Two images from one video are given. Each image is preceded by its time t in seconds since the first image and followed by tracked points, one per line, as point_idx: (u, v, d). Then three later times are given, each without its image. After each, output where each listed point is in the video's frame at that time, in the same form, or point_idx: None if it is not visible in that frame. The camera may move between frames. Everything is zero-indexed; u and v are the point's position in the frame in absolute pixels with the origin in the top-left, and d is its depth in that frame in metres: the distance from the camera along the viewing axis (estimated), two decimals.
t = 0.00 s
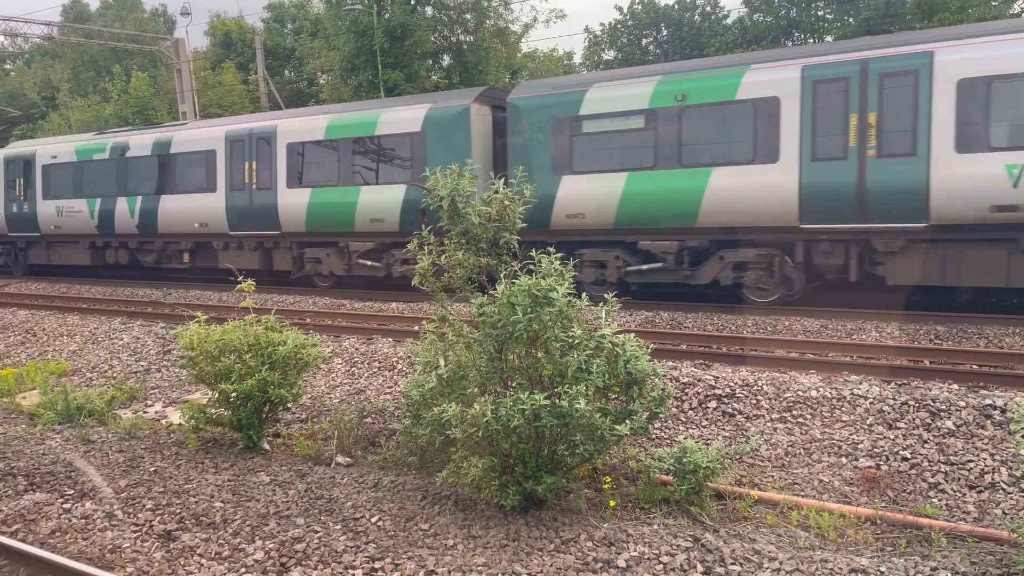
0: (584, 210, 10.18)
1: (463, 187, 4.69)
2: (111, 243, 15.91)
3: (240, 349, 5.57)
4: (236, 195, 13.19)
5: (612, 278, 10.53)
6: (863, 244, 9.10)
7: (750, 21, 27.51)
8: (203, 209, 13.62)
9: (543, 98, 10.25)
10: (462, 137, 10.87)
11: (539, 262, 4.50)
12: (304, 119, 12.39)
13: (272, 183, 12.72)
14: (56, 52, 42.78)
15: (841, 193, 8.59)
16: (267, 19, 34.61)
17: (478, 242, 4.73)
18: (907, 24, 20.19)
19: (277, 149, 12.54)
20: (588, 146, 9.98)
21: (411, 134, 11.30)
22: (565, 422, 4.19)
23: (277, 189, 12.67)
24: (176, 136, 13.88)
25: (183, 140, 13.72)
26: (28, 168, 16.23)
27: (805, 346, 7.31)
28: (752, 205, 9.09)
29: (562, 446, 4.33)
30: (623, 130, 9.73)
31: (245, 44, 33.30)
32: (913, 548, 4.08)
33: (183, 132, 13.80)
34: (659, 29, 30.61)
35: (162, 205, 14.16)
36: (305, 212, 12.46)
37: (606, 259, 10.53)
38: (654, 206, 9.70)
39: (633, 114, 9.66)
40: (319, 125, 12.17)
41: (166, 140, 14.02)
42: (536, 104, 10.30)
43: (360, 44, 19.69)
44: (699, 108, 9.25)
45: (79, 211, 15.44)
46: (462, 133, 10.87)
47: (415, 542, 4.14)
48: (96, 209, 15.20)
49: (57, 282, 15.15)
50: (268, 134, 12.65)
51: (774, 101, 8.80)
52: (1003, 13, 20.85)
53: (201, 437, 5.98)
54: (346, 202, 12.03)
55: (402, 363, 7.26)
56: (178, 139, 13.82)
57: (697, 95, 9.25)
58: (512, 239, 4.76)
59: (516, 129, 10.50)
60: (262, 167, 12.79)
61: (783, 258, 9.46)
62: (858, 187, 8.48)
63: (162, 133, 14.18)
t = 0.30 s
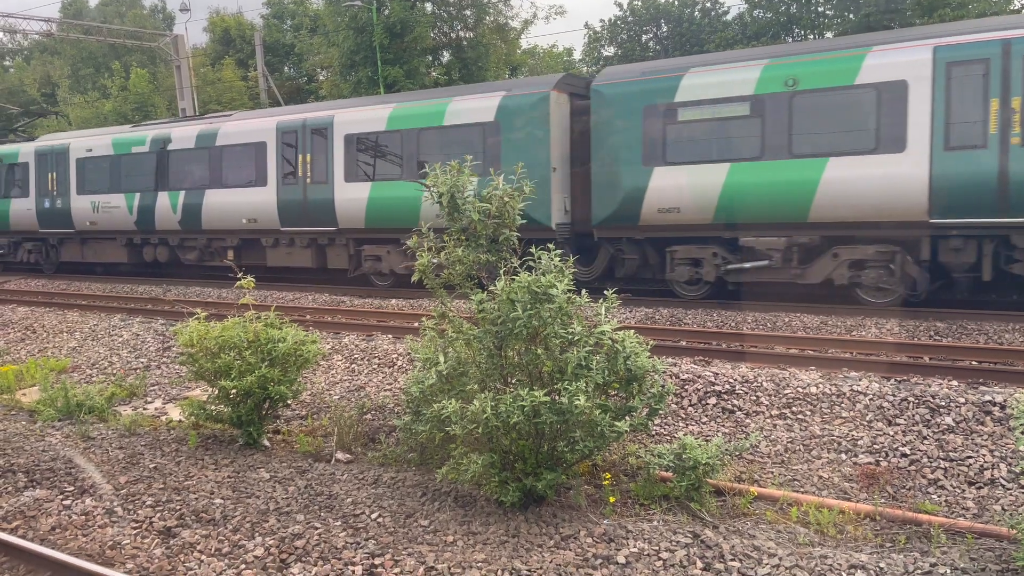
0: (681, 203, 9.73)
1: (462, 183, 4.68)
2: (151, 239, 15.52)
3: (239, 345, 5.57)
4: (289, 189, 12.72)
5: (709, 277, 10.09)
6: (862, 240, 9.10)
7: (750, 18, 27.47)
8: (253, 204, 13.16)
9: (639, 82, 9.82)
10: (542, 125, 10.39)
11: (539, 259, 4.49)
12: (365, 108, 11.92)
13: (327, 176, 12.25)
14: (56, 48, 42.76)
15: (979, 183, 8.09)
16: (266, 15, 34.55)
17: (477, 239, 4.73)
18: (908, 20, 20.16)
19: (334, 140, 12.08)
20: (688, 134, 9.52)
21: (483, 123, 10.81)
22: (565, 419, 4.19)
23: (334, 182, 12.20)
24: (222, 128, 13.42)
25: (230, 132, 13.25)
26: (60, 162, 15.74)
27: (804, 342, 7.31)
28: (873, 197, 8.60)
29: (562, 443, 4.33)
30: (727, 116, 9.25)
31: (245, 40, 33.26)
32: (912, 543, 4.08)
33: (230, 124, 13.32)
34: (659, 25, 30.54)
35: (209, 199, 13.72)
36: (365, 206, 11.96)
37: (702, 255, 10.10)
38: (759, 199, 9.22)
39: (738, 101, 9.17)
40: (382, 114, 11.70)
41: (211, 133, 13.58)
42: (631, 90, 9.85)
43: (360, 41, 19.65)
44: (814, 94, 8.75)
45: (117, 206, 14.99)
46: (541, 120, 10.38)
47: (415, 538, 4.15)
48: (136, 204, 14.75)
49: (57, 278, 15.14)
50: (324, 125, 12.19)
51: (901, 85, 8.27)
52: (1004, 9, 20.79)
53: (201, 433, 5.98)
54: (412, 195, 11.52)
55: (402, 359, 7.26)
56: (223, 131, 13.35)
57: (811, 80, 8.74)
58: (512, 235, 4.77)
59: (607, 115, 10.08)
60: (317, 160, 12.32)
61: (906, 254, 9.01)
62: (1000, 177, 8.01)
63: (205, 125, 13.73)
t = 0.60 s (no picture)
0: (784, 197, 9.27)
1: (461, 180, 4.68)
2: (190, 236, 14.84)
3: (238, 343, 5.58)
4: (345, 184, 12.19)
5: (816, 275, 9.53)
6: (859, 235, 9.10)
7: (749, 14, 27.44)
8: (305, 199, 12.60)
9: (736, 69, 9.40)
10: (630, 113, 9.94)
11: (537, 256, 4.49)
12: (428, 99, 11.38)
13: (388, 170, 11.71)
14: (54, 46, 42.71)
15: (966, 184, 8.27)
16: (265, 12, 34.48)
17: (476, 236, 4.73)
18: (908, 16, 20.13)
19: (396, 132, 11.55)
20: (794, 124, 9.09)
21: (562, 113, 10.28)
22: (564, 416, 4.19)
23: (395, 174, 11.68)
24: (270, 120, 12.86)
25: (280, 124, 12.69)
26: (92, 156, 14.96)
27: (803, 339, 7.32)
28: (1002, 188, 8.13)
29: (561, 440, 4.34)
30: (839, 103, 8.79)
31: (244, 37, 33.21)
32: (911, 540, 4.08)
33: (279, 117, 12.77)
34: (659, 21, 30.47)
35: (256, 194, 13.10)
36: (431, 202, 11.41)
37: (808, 254, 9.55)
38: (874, 193, 8.75)
39: (854, 86, 8.71)
40: (448, 104, 11.17)
41: (257, 126, 13.00)
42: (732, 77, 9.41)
43: (359, 38, 19.64)
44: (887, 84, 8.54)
45: (155, 202, 14.30)
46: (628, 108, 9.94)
47: (414, 536, 4.15)
48: (175, 200, 14.09)
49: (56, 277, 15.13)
50: (384, 116, 11.65)
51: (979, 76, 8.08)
52: (1003, 5, 20.74)
53: (200, 431, 5.99)
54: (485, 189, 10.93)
55: (401, 356, 7.26)
56: (272, 123, 12.79)
57: (938, 63, 8.29)
58: (511, 232, 4.77)
59: (701, 105, 9.69)
60: (378, 153, 11.78)
61: None
62: None
63: (251, 117, 13.14)
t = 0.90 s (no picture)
0: (902, 190, 8.44)
1: (461, 179, 4.68)
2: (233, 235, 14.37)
3: (238, 342, 5.58)
4: (403, 180, 11.57)
5: (934, 275, 8.66)
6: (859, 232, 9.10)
7: (748, 11, 27.45)
8: (358, 196, 12.00)
9: (843, 54, 8.61)
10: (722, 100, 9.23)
11: (537, 254, 4.49)
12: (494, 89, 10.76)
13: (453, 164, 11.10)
14: (53, 44, 42.68)
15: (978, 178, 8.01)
16: (265, 10, 34.45)
17: (476, 235, 4.72)
18: (907, 13, 20.11)
19: (459, 124, 10.91)
20: (909, 113, 8.29)
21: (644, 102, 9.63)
22: (565, 414, 4.20)
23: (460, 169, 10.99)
24: (320, 113, 12.24)
25: (332, 117, 12.08)
26: (129, 152, 14.52)
27: (802, 336, 7.32)
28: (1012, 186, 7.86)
29: (561, 437, 4.34)
30: (962, 89, 7.97)
31: (243, 35, 33.20)
32: (911, 537, 4.09)
33: (331, 109, 12.13)
34: (658, 19, 30.44)
35: (305, 190, 12.55)
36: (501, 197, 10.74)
37: (926, 251, 8.70)
38: (992, 189, 7.96)
39: (983, 69, 7.86)
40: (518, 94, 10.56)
41: (306, 119, 12.43)
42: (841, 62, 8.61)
43: (358, 36, 19.63)
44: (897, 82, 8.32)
45: (196, 200, 13.84)
46: (720, 95, 9.23)
47: (415, 533, 4.16)
48: (218, 197, 13.59)
49: (56, 276, 15.13)
50: (446, 107, 11.02)
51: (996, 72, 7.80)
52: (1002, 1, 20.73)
53: (201, 429, 5.99)
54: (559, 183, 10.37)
55: (401, 354, 7.27)
56: (322, 116, 12.21)
57: None
58: (511, 230, 4.77)
59: (802, 91, 8.89)
60: (439, 146, 11.10)
61: None
62: None
63: (299, 110, 12.56)
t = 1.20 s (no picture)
0: None
1: (461, 178, 4.67)
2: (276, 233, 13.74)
3: (238, 341, 5.58)
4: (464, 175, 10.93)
5: None
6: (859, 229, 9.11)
7: (748, 8, 27.42)
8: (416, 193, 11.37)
9: (957, 38, 8.09)
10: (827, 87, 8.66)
11: (536, 252, 4.49)
12: (568, 78, 10.17)
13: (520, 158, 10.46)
14: (52, 43, 42.66)
15: None
16: (263, 9, 34.41)
17: (475, 233, 4.72)
18: (905, 10, 20.10)
19: (530, 115, 10.31)
20: None
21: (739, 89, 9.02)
22: (565, 412, 4.20)
23: (531, 162, 10.40)
24: (375, 105, 11.63)
25: (389, 109, 11.44)
26: (165, 148, 13.87)
27: (802, 334, 7.32)
28: None
29: (561, 436, 4.35)
30: None
31: (242, 34, 33.18)
32: (911, 534, 4.10)
33: (387, 101, 11.50)
34: (656, 17, 30.41)
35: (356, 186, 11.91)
36: (577, 191, 10.15)
37: None
38: None
39: None
40: (593, 83, 9.94)
41: (359, 112, 11.80)
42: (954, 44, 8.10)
43: (357, 34, 19.61)
44: None
45: (237, 197, 13.18)
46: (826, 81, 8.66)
47: (416, 532, 4.16)
48: (259, 194, 12.91)
49: (55, 276, 15.14)
50: (515, 98, 10.42)
51: None
52: None
53: (201, 429, 5.99)
54: (640, 176, 9.75)
55: (401, 353, 7.27)
56: (377, 108, 11.58)
57: None
58: (511, 230, 4.77)
59: (914, 77, 8.34)
60: (508, 139, 10.52)
61: None
62: None
63: (351, 102, 11.93)
